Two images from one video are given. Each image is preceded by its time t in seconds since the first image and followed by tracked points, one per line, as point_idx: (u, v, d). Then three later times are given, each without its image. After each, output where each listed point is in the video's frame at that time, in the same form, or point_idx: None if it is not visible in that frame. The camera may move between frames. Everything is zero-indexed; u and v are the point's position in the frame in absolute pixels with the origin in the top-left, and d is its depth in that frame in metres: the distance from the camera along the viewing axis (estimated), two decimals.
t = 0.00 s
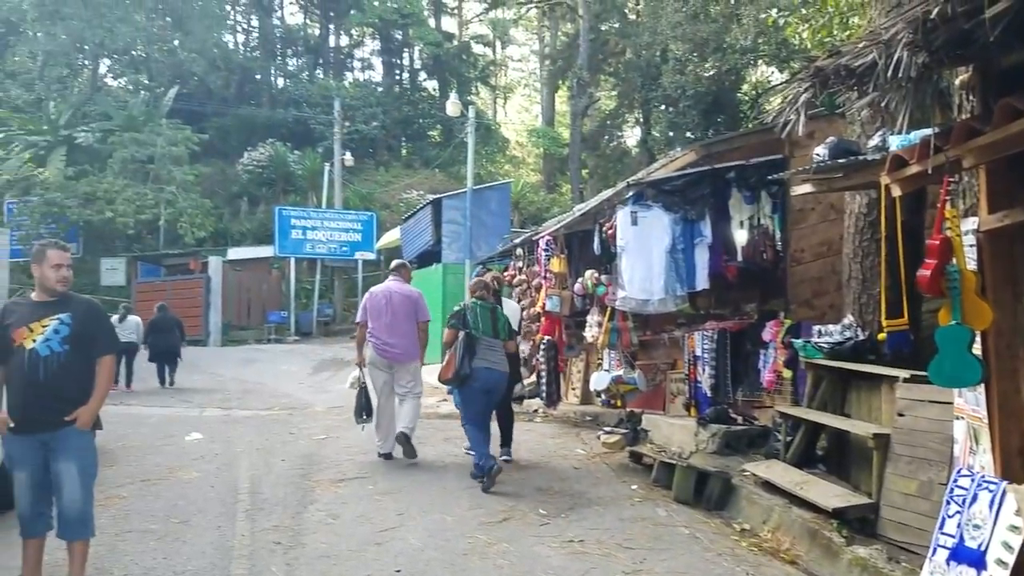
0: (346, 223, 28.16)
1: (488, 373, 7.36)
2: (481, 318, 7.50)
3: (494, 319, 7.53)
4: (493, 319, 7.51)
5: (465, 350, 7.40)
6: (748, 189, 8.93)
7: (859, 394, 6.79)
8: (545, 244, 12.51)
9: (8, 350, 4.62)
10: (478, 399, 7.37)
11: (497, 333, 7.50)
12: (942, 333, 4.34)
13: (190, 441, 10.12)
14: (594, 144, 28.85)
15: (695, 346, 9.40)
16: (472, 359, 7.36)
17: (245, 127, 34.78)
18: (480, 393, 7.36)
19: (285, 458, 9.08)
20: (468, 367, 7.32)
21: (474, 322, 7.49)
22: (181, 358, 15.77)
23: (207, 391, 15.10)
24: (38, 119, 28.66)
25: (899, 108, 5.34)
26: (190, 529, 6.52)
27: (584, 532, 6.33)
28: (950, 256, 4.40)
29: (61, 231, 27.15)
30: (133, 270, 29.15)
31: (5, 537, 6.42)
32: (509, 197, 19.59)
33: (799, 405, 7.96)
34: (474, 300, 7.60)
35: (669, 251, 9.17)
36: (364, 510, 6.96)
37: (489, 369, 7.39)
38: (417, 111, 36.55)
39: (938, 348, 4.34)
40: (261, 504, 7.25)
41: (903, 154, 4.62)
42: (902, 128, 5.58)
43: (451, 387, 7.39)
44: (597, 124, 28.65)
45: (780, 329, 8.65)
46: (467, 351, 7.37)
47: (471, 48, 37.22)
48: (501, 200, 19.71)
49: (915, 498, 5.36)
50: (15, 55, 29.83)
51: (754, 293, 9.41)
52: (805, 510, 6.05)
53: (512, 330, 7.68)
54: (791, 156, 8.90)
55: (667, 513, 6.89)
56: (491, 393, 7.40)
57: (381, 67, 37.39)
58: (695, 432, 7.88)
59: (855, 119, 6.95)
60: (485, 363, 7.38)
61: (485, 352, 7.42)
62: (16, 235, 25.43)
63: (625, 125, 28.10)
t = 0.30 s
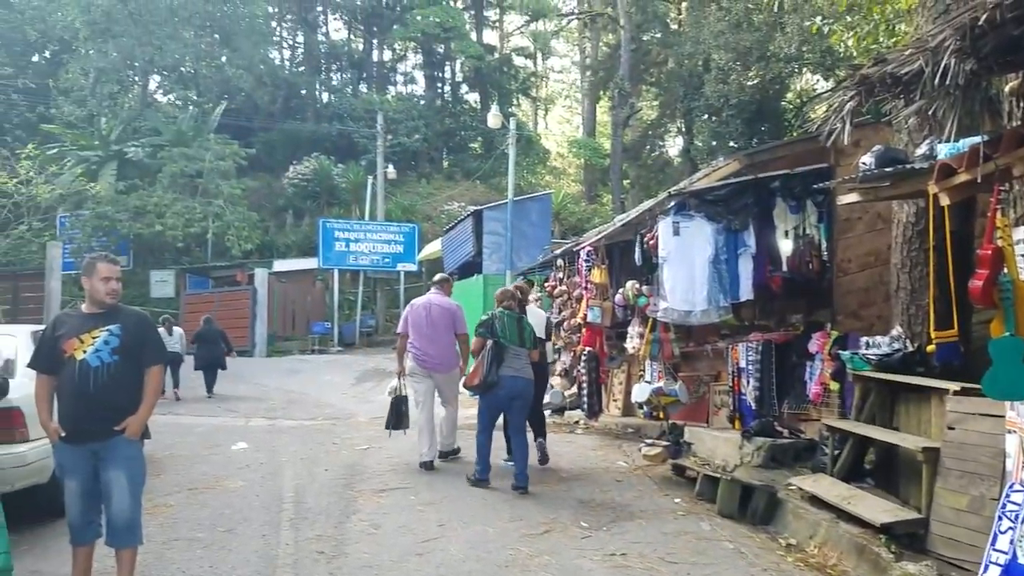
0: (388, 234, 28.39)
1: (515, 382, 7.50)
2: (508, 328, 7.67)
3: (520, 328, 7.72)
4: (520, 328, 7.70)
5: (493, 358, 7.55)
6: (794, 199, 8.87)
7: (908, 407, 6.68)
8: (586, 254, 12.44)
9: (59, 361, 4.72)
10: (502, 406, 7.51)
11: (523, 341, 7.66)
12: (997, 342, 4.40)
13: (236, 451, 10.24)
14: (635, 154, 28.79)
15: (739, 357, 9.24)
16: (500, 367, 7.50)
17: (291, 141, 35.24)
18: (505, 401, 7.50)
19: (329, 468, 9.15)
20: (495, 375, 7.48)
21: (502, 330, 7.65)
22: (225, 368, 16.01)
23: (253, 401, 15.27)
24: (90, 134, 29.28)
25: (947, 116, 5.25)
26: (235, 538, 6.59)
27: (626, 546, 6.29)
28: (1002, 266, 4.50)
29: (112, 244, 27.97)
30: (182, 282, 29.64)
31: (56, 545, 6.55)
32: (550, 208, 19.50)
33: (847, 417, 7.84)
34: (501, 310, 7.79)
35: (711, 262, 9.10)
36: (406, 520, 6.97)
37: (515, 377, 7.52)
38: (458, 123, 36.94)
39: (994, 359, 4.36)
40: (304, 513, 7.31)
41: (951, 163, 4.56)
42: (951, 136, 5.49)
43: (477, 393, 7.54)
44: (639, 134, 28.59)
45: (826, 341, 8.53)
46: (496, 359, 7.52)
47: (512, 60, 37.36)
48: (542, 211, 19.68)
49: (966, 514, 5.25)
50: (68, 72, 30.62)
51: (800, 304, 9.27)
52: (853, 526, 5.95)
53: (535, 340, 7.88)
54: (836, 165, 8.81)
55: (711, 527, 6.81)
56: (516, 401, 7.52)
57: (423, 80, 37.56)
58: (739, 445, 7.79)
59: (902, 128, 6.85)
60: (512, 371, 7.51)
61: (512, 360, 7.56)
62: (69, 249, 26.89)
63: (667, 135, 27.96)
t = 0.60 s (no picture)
0: (424, 245, 28.46)
1: (522, 392, 7.64)
2: (518, 337, 7.75)
3: (531, 338, 7.80)
4: (529, 338, 7.78)
5: (501, 368, 7.69)
6: (835, 207, 8.74)
7: (953, 419, 6.56)
8: (622, 264, 12.41)
9: (104, 370, 4.80)
10: (511, 415, 7.67)
11: (533, 351, 7.76)
12: None
13: (276, 459, 10.34)
14: (673, 163, 28.76)
15: (779, 368, 9.17)
16: (507, 377, 7.64)
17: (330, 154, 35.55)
18: (513, 410, 7.66)
19: (367, 477, 9.20)
20: (501, 385, 7.62)
21: (511, 340, 7.74)
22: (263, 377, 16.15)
23: (293, 409, 15.40)
24: (135, 148, 29.76)
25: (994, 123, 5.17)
26: (275, 545, 6.66)
27: (665, 558, 6.24)
28: None
29: (156, 257, 28.82)
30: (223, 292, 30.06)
31: (100, 552, 6.65)
32: (586, 216, 19.63)
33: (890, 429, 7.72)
34: (512, 320, 7.88)
35: (750, 270, 9.15)
36: (443, 530, 6.99)
37: (522, 387, 7.65)
38: (495, 134, 37.12)
39: None
40: (342, 522, 7.35)
41: (995, 171, 4.59)
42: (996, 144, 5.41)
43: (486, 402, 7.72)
44: (677, 143, 28.54)
45: (869, 352, 8.41)
46: (503, 369, 7.65)
47: (549, 71, 37.48)
48: (578, 220, 19.79)
49: (1013, 528, 5.15)
50: (113, 87, 31.15)
51: (843, 314, 9.13)
52: (896, 539, 5.87)
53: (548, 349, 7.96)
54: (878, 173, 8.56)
55: (751, 541, 6.75)
56: (525, 409, 7.67)
57: (460, 92, 37.63)
58: (780, 457, 7.71)
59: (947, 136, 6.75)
60: (519, 381, 7.64)
61: (520, 370, 7.70)
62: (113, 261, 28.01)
63: (705, 143, 27.89)
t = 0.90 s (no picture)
0: (458, 255, 28.50)
1: (540, 399, 7.94)
2: (531, 345, 8.04)
3: (544, 344, 8.10)
4: (542, 344, 8.08)
5: (516, 376, 7.97)
6: (873, 216, 8.65)
7: (994, 432, 6.44)
8: (656, 274, 12.32)
9: (143, 380, 4.86)
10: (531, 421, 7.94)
11: (547, 358, 8.05)
12: None
13: (310, 468, 10.38)
14: (707, 172, 28.67)
15: (817, 379, 9.05)
16: (523, 384, 7.93)
17: (364, 166, 35.72)
18: (532, 416, 7.94)
19: (400, 486, 9.22)
20: (519, 392, 7.92)
21: (525, 348, 8.03)
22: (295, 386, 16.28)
23: (327, 419, 15.48)
24: (174, 161, 30.21)
25: None
26: (310, 554, 6.69)
27: (699, 571, 6.18)
28: None
29: (195, 267, 28.81)
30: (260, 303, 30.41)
31: (138, 560, 6.73)
32: (619, 225, 19.62)
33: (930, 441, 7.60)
34: (525, 329, 8.18)
35: (787, 279, 8.95)
36: (476, 540, 6.99)
37: (538, 393, 7.96)
38: (528, 144, 37.21)
39: None
40: (375, 531, 7.38)
41: None
42: None
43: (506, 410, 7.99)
44: (711, 152, 28.46)
45: (908, 362, 8.29)
46: (519, 377, 7.94)
47: (581, 81, 37.61)
48: (611, 229, 19.78)
49: None
50: (152, 101, 31.79)
51: (881, 323, 9.05)
52: (936, 553, 5.76)
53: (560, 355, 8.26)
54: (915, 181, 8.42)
55: (787, 554, 6.66)
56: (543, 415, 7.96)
57: (493, 103, 37.68)
58: (817, 469, 7.60)
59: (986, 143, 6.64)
60: (535, 388, 7.94)
61: (535, 377, 8.00)
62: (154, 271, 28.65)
63: (739, 151, 27.79)
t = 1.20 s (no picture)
0: (491, 261, 28.55)
1: (559, 404, 8.05)
2: (552, 351, 8.28)
3: (563, 351, 8.33)
4: (562, 351, 8.31)
5: (537, 381, 8.10)
6: (913, 221, 8.48)
7: None
8: (690, 279, 12.25)
9: (185, 385, 4.93)
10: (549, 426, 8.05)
11: (565, 364, 8.28)
12: None
13: (346, 472, 10.46)
14: (744, 176, 28.49)
15: (857, 386, 8.84)
16: (544, 389, 8.05)
17: (399, 173, 35.97)
18: (550, 421, 8.03)
19: (435, 492, 9.24)
20: (540, 396, 8.02)
21: (546, 354, 8.25)
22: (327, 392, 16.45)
23: (362, 423, 15.60)
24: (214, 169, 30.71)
25: None
26: (346, 558, 6.74)
27: None
28: None
29: (234, 274, 29.73)
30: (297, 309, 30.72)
31: (178, 562, 6.82)
32: (653, 231, 19.60)
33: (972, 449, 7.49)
34: (546, 335, 8.39)
35: (826, 285, 8.86)
36: (510, 546, 6.98)
37: (558, 398, 8.08)
38: (562, 150, 37.21)
39: None
40: (411, 535, 7.41)
41: None
42: None
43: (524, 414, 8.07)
44: (747, 156, 28.29)
45: (950, 368, 8.15)
46: (540, 382, 8.07)
47: (616, 86, 37.55)
48: (645, 235, 19.75)
49: None
50: (192, 111, 32.40)
51: (922, 329, 8.93)
52: (978, 563, 5.65)
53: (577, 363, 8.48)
54: (956, 185, 8.27)
55: (826, 563, 6.57)
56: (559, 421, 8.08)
57: (527, 109, 37.73)
58: (857, 477, 7.49)
59: None
60: (555, 393, 8.07)
61: (555, 382, 8.15)
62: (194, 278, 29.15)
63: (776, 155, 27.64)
